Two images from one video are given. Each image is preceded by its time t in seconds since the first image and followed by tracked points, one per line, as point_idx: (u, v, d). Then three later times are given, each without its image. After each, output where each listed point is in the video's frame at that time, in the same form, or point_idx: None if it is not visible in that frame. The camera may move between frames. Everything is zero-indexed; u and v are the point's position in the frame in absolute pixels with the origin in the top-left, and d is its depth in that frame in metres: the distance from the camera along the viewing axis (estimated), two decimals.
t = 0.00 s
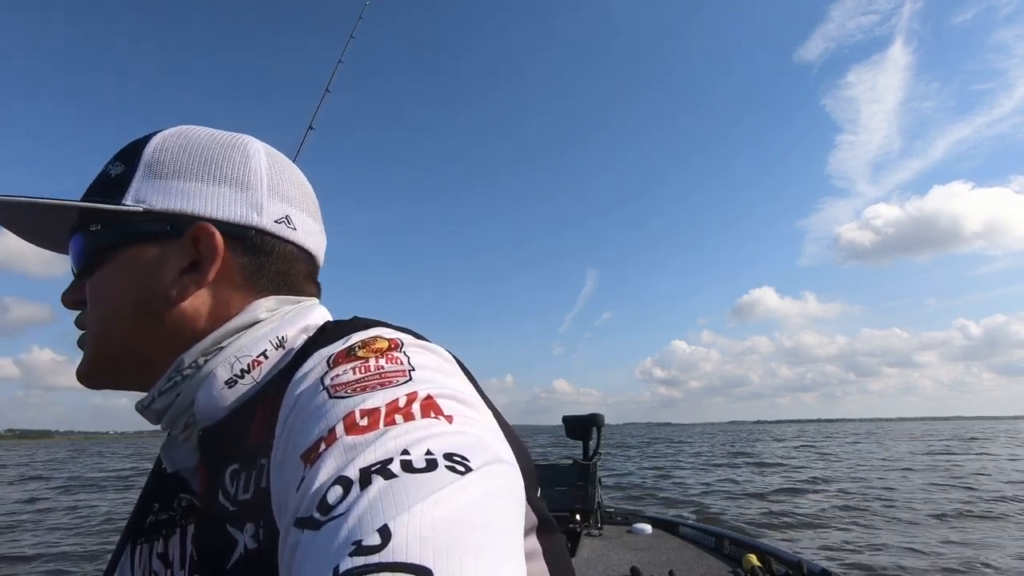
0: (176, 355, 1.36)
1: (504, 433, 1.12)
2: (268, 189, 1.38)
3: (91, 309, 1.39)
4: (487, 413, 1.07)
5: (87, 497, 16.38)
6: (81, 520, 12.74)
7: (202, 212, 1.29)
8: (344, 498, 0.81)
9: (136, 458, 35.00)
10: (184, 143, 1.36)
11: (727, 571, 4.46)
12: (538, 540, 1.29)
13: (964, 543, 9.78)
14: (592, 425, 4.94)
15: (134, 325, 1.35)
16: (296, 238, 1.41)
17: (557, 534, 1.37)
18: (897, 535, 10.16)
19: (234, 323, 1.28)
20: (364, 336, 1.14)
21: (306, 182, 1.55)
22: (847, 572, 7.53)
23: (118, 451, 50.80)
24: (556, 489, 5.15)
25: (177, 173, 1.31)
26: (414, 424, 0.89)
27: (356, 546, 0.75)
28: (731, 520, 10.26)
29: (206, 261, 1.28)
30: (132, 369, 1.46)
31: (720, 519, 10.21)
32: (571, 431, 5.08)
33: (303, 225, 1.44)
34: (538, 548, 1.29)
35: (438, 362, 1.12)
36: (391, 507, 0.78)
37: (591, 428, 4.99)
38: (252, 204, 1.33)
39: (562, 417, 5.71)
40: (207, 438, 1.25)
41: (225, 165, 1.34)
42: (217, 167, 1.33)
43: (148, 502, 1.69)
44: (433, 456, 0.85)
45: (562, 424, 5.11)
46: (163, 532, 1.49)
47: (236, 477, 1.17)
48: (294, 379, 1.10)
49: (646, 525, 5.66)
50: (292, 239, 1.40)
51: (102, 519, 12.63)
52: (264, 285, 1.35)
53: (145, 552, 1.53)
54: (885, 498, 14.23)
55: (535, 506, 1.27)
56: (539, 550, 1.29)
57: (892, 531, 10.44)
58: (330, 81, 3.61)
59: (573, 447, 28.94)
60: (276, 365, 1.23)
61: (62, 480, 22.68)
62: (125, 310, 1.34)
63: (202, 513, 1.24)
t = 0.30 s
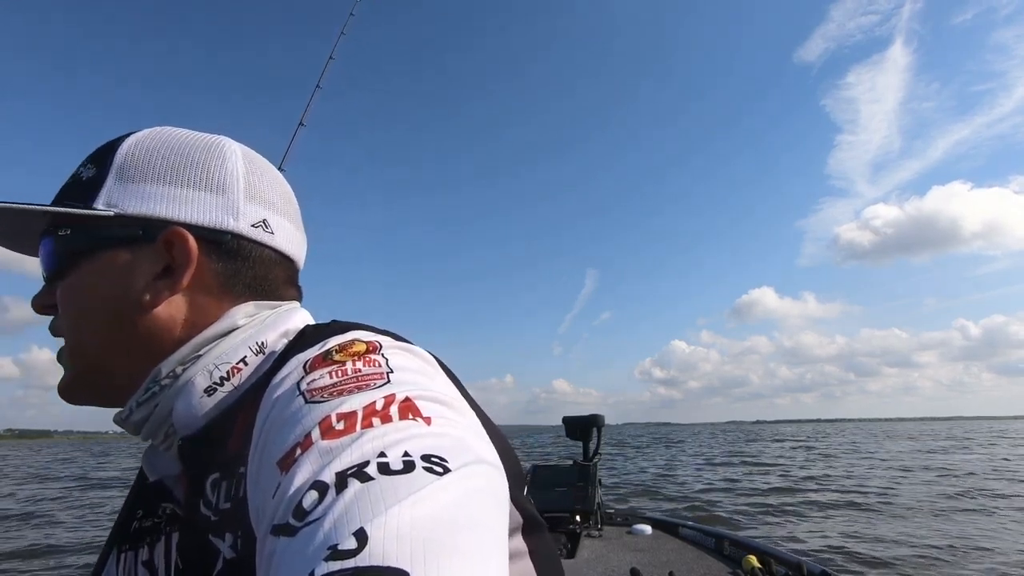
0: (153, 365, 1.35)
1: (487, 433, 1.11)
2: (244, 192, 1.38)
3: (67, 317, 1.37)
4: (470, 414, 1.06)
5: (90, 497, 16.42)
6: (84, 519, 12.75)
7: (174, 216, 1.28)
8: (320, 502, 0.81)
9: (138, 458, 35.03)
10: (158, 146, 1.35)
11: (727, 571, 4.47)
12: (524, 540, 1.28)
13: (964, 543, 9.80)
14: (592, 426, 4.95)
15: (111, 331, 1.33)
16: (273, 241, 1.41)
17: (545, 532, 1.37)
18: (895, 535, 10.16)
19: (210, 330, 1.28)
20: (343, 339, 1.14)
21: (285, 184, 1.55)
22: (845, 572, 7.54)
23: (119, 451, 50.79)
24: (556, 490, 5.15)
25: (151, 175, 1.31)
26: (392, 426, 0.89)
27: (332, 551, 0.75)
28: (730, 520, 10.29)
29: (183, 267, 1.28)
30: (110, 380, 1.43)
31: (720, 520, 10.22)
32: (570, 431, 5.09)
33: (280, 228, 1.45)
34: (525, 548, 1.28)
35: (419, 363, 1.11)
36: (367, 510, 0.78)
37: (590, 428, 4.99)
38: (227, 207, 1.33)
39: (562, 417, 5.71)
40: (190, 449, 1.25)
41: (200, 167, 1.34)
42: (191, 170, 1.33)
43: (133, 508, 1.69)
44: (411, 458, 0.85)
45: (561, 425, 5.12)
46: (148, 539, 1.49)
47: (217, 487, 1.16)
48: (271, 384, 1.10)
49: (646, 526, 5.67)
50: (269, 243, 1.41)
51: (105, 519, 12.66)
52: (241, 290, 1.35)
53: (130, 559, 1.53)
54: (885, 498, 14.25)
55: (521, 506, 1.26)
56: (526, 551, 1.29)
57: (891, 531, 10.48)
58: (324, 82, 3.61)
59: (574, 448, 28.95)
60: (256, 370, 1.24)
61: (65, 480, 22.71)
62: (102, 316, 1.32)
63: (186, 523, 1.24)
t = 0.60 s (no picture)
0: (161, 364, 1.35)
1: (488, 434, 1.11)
2: (259, 196, 1.42)
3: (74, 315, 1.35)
4: (470, 414, 1.06)
5: (91, 497, 16.42)
6: (85, 519, 12.75)
7: (198, 218, 1.29)
8: (322, 502, 0.81)
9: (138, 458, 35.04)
10: (177, 147, 1.35)
11: (727, 571, 4.47)
12: (525, 539, 1.29)
13: (964, 542, 9.82)
14: (592, 426, 4.94)
15: (123, 330, 1.32)
16: (284, 245, 1.46)
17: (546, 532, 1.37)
18: (895, 535, 10.15)
19: (216, 330, 1.28)
20: (344, 339, 1.14)
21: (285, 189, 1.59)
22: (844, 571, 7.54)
23: (119, 452, 50.81)
24: (556, 490, 5.15)
25: (171, 177, 1.31)
26: (393, 426, 0.89)
27: (334, 552, 0.75)
28: (730, 519, 10.31)
29: (202, 266, 1.29)
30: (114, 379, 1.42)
31: (721, 519, 10.23)
32: (571, 431, 5.08)
33: (289, 232, 1.49)
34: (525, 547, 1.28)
35: (418, 363, 1.11)
36: (369, 511, 0.78)
37: (591, 428, 4.99)
38: (247, 212, 1.37)
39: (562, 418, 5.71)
40: (192, 448, 1.24)
41: (219, 171, 1.37)
42: (210, 174, 1.35)
43: (134, 508, 1.69)
44: (412, 459, 0.85)
45: (562, 425, 5.12)
46: (150, 539, 1.49)
47: (220, 486, 1.16)
48: (273, 384, 1.10)
49: (646, 526, 5.67)
50: (281, 246, 1.45)
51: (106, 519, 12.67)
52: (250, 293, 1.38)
53: (133, 559, 1.53)
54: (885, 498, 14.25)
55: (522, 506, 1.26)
56: (525, 550, 1.29)
57: (891, 530, 10.51)
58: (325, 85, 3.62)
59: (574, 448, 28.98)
60: (258, 370, 1.23)
61: (65, 480, 22.70)
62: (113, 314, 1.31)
63: (189, 521, 1.24)
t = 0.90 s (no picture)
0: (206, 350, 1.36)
1: (499, 435, 1.11)
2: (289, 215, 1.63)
3: (127, 289, 1.31)
4: (482, 414, 1.06)
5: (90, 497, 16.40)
6: (84, 520, 12.71)
7: (269, 224, 1.49)
8: (342, 500, 0.81)
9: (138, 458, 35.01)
10: (246, 160, 1.51)
11: (727, 571, 4.46)
12: (533, 537, 1.29)
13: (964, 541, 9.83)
14: (592, 426, 4.94)
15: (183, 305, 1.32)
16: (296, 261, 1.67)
17: (553, 531, 1.37)
18: (895, 535, 10.14)
19: (253, 321, 1.36)
20: (358, 338, 1.14)
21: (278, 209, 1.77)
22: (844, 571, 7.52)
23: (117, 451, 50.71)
24: (557, 489, 5.15)
25: (247, 182, 1.46)
26: (409, 427, 0.89)
27: (355, 550, 0.76)
28: (731, 518, 10.31)
29: (273, 266, 1.50)
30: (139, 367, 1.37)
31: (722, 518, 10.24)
32: (571, 431, 5.08)
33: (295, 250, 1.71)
34: (534, 545, 1.29)
35: (431, 362, 1.11)
36: (389, 511, 0.78)
37: (591, 428, 4.99)
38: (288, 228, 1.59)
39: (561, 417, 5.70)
40: (208, 446, 1.25)
41: (268, 188, 1.55)
42: (265, 189, 1.53)
43: (139, 509, 1.69)
44: (429, 459, 0.85)
45: (562, 424, 5.11)
46: (157, 538, 1.48)
47: (232, 482, 1.16)
48: (288, 382, 1.10)
49: (646, 525, 5.67)
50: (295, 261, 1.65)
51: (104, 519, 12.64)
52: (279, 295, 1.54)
53: (139, 559, 1.52)
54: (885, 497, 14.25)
55: (530, 504, 1.27)
56: (534, 548, 1.29)
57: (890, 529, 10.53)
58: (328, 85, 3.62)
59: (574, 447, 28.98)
60: (273, 368, 1.26)
61: (62, 480, 22.66)
62: (182, 290, 1.32)
63: (200, 518, 1.24)
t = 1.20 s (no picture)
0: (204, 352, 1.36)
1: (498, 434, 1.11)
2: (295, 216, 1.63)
3: (123, 290, 1.31)
4: (482, 414, 1.06)
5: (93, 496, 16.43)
6: (86, 519, 12.71)
7: (274, 226, 1.49)
8: (340, 500, 0.81)
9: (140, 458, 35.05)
10: (252, 161, 1.51)
11: (727, 570, 4.46)
12: (532, 537, 1.29)
13: (963, 541, 9.87)
14: (592, 425, 4.94)
15: (185, 306, 1.33)
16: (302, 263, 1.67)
17: (552, 529, 1.37)
18: (894, 534, 10.14)
19: (254, 322, 1.35)
20: (357, 338, 1.14)
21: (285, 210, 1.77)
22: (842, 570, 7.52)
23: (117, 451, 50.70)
24: (557, 489, 5.15)
25: (252, 182, 1.46)
26: (408, 427, 0.89)
27: (353, 550, 0.75)
28: (730, 518, 10.34)
29: (275, 268, 1.49)
30: (136, 370, 1.37)
31: (721, 518, 10.26)
32: (571, 431, 5.08)
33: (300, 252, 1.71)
34: (533, 544, 1.29)
35: (430, 362, 1.11)
36: (387, 510, 0.78)
37: (591, 428, 4.99)
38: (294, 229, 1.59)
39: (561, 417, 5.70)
40: (208, 445, 1.25)
41: (276, 190, 1.55)
42: (272, 190, 1.53)
43: (140, 510, 1.69)
44: (428, 458, 0.85)
45: (562, 424, 5.11)
46: (158, 538, 1.48)
47: (232, 481, 1.16)
48: (287, 382, 1.11)
49: (645, 525, 5.67)
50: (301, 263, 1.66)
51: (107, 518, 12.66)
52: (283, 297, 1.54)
53: (141, 559, 1.52)
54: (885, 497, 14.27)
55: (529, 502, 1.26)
56: (534, 547, 1.29)
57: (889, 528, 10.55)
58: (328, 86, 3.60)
59: (573, 447, 29.01)
60: (273, 368, 1.26)
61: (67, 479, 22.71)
62: (178, 293, 1.32)
63: (200, 518, 1.24)
